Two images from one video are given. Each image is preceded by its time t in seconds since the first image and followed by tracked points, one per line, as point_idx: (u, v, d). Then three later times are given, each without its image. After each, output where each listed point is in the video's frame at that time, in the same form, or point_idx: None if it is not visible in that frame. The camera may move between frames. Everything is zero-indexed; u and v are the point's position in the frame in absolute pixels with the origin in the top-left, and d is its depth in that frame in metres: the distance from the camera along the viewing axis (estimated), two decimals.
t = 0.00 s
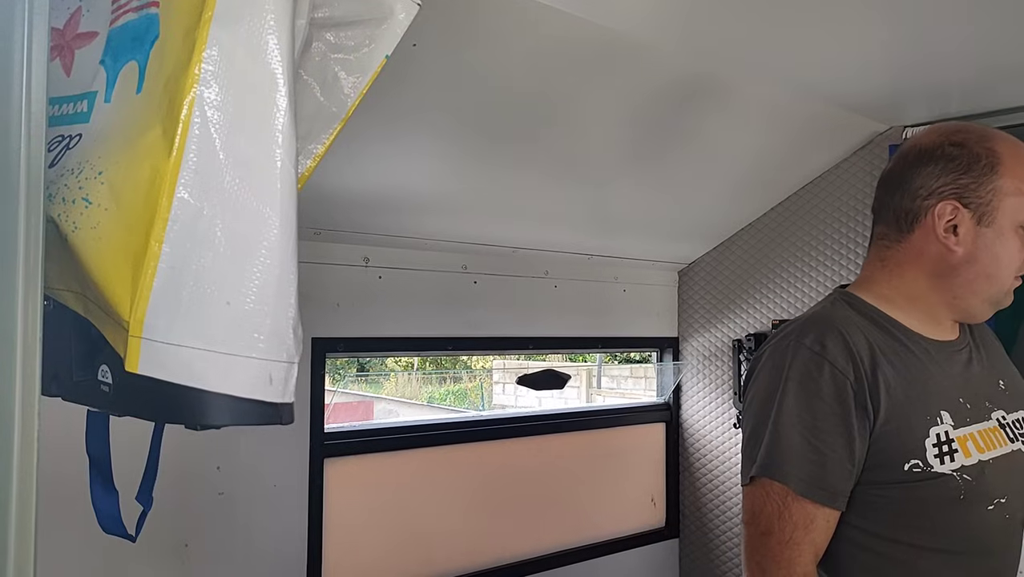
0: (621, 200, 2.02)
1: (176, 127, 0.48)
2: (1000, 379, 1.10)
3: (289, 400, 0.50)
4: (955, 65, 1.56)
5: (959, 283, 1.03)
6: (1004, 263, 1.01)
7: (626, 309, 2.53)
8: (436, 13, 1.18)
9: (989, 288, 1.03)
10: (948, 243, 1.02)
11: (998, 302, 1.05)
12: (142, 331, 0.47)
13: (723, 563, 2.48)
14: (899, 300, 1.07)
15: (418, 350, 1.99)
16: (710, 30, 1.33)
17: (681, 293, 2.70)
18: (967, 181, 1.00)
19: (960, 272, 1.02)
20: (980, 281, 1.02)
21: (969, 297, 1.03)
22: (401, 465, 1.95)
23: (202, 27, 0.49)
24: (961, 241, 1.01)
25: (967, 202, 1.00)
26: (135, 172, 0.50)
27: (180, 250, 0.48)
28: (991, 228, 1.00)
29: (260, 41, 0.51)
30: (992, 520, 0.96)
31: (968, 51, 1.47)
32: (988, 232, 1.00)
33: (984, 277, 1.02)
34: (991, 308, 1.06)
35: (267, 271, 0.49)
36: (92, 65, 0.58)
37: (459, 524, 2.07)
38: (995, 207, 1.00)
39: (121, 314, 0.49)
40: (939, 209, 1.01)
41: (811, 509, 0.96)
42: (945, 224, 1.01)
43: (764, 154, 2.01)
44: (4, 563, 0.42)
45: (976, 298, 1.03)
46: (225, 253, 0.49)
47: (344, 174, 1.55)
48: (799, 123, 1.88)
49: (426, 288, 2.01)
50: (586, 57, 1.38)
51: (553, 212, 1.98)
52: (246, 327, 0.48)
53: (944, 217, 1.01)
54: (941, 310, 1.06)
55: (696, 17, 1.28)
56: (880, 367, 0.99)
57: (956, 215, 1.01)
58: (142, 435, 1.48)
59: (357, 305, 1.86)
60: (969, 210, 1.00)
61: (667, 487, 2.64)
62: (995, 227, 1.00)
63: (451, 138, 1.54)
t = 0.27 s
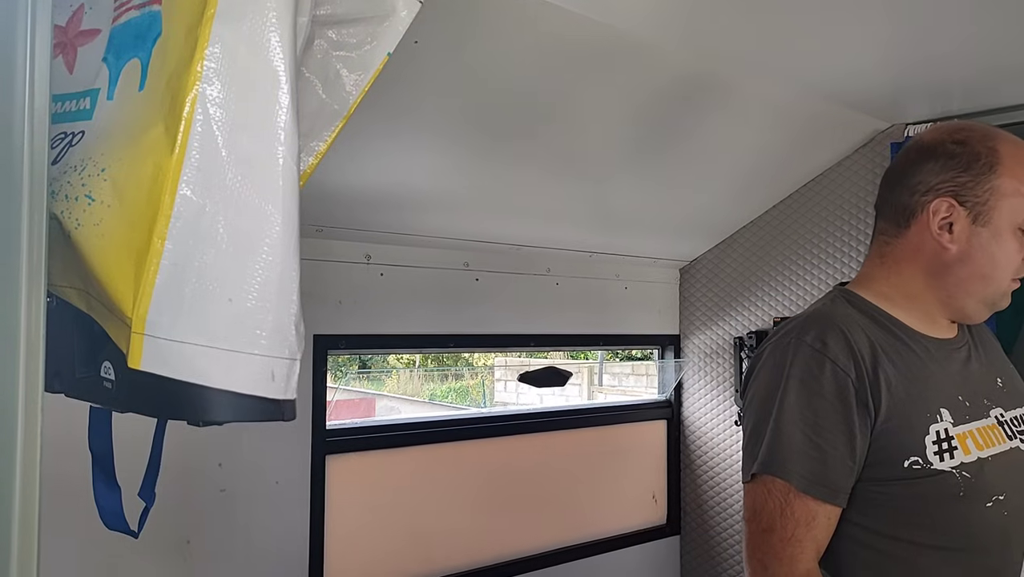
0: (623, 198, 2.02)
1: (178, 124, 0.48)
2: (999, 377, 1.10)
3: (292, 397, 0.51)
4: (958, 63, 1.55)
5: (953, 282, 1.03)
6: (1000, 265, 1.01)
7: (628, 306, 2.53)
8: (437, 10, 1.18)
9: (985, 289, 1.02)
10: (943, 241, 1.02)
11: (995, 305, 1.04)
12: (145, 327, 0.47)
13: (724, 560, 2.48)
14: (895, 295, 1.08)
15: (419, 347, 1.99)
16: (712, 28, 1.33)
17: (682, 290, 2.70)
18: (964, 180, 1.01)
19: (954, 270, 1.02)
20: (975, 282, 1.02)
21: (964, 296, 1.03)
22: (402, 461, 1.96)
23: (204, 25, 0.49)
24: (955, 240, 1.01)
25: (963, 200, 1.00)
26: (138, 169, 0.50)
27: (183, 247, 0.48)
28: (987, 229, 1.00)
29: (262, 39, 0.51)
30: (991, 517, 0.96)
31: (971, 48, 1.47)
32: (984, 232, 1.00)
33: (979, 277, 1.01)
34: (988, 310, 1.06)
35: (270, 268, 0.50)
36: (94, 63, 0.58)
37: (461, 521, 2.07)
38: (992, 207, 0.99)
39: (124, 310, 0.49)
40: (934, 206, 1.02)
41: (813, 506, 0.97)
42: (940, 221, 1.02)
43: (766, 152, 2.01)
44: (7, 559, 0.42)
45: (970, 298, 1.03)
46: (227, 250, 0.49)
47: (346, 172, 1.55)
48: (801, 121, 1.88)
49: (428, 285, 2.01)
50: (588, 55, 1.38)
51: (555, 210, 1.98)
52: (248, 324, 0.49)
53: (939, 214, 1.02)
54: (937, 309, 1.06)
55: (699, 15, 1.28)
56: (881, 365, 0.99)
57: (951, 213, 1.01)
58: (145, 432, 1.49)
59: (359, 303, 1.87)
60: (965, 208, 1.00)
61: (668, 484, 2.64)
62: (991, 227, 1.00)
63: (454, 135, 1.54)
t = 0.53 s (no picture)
0: (623, 197, 2.02)
1: (181, 121, 0.49)
2: (999, 376, 1.10)
3: (294, 393, 0.51)
4: (959, 61, 1.55)
5: (949, 280, 1.03)
6: (997, 263, 1.00)
7: (629, 305, 2.53)
8: (439, 7, 1.18)
9: (982, 287, 1.02)
10: (940, 238, 1.02)
11: (992, 304, 1.04)
12: (149, 324, 0.48)
13: (725, 559, 2.49)
14: (892, 293, 1.08)
15: (420, 346, 1.99)
16: (714, 27, 1.33)
17: (683, 289, 2.70)
18: (960, 177, 1.01)
19: (950, 268, 1.02)
20: (971, 280, 1.01)
21: (961, 295, 1.03)
22: (404, 460, 1.96)
23: (207, 22, 0.49)
24: (951, 237, 1.01)
25: (959, 197, 1.01)
26: (141, 166, 0.50)
27: (186, 244, 0.48)
28: (983, 227, 1.00)
29: (265, 36, 0.51)
30: (990, 515, 0.96)
31: (972, 47, 1.47)
32: (980, 230, 1.00)
33: (975, 275, 1.01)
34: (986, 310, 1.05)
35: (272, 265, 0.50)
36: (97, 60, 0.58)
37: (462, 520, 2.07)
38: (988, 205, 0.99)
39: (127, 307, 0.50)
40: (930, 203, 1.02)
41: (813, 502, 0.96)
42: (936, 218, 1.02)
43: (767, 151, 2.01)
44: (10, 555, 0.43)
45: (967, 296, 1.03)
46: (230, 246, 0.49)
47: (348, 170, 1.55)
48: (803, 119, 1.88)
49: (429, 284, 2.01)
50: (590, 54, 1.38)
51: (556, 209, 1.98)
52: (251, 321, 0.49)
53: (934, 211, 1.02)
54: (934, 307, 1.06)
55: (700, 13, 1.28)
56: (882, 363, 0.99)
57: (947, 210, 1.01)
58: (147, 430, 1.49)
59: (361, 302, 1.87)
60: (961, 206, 1.01)
61: (669, 483, 2.64)
62: (988, 226, 1.00)
63: (455, 134, 1.54)
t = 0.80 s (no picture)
0: (623, 198, 2.01)
1: (183, 120, 0.49)
2: (999, 375, 1.09)
3: (295, 393, 0.50)
4: (959, 61, 1.55)
5: (943, 278, 1.03)
6: (991, 262, 1.00)
7: (630, 306, 2.53)
8: (439, 8, 1.18)
9: (977, 285, 1.01)
10: (934, 235, 1.03)
11: (990, 304, 1.03)
12: (150, 323, 0.48)
13: (726, 560, 2.48)
14: (888, 291, 1.08)
15: (421, 346, 1.99)
16: (714, 27, 1.33)
17: (684, 289, 2.70)
18: (952, 174, 1.02)
19: (944, 266, 1.02)
20: (966, 279, 1.01)
21: (956, 294, 1.02)
22: (404, 461, 1.96)
23: (208, 21, 0.49)
24: (944, 234, 1.02)
25: (952, 194, 1.01)
26: (142, 165, 0.50)
27: (186, 242, 0.48)
28: (976, 225, 1.00)
29: (265, 35, 0.51)
30: (989, 515, 0.96)
31: (973, 47, 1.47)
32: (973, 227, 1.00)
33: (969, 274, 1.01)
34: (986, 309, 1.04)
35: (274, 264, 0.50)
36: (98, 58, 0.58)
37: (463, 520, 2.07)
38: (981, 203, 0.99)
39: (128, 306, 0.50)
40: (924, 200, 1.03)
41: (810, 500, 0.96)
42: (929, 215, 1.03)
43: (768, 151, 2.00)
44: (11, 554, 0.42)
45: (963, 294, 1.02)
46: (231, 245, 0.49)
47: (349, 171, 1.55)
48: (803, 120, 1.88)
49: (429, 285, 2.01)
50: (590, 54, 1.38)
51: (556, 209, 1.98)
52: (251, 320, 0.49)
53: (927, 208, 1.03)
54: (930, 306, 1.06)
55: (701, 13, 1.28)
56: (881, 361, 0.99)
57: (939, 208, 1.02)
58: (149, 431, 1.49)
59: (361, 302, 1.87)
60: (954, 203, 1.01)
61: (670, 484, 2.64)
62: (981, 223, 0.99)
63: (456, 134, 1.54)
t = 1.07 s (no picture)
0: (623, 199, 2.01)
1: (185, 127, 0.49)
2: (1001, 379, 1.09)
3: (296, 399, 0.50)
4: (959, 64, 1.55)
5: (923, 272, 1.03)
6: (969, 252, 0.99)
7: (630, 307, 2.53)
8: (440, 12, 1.18)
9: (958, 277, 1.00)
10: (908, 229, 1.05)
11: (981, 299, 1.00)
12: (152, 329, 0.48)
13: (727, 562, 2.48)
14: (876, 290, 1.09)
15: (421, 348, 1.99)
16: (714, 30, 1.33)
17: (684, 290, 2.70)
18: (921, 171, 1.05)
19: (922, 261, 1.03)
20: (946, 271, 1.01)
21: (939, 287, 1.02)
22: (404, 462, 1.96)
23: (210, 27, 0.49)
24: (917, 228, 1.04)
25: (920, 189, 1.04)
26: (144, 171, 0.50)
27: (188, 249, 0.48)
28: (946, 215, 1.01)
29: (267, 41, 0.51)
30: (988, 519, 0.96)
31: (973, 49, 1.47)
32: (942, 218, 1.01)
33: (948, 266, 1.00)
34: (979, 306, 1.01)
35: (274, 270, 0.50)
36: (100, 65, 0.58)
37: (463, 522, 2.07)
38: (947, 194, 1.02)
39: (130, 312, 0.50)
40: (897, 197, 1.07)
41: (809, 503, 0.96)
42: (902, 211, 1.06)
43: (768, 153, 2.00)
44: (13, 560, 0.42)
45: (946, 288, 1.01)
46: (232, 252, 0.49)
47: (349, 173, 1.55)
48: (803, 122, 1.88)
49: (430, 286, 2.01)
50: (590, 57, 1.38)
51: (557, 211, 1.98)
52: (252, 327, 0.49)
53: (899, 206, 1.06)
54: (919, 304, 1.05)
55: (702, 16, 1.27)
56: (880, 365, 0.99)
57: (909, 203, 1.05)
58: (149, 433, 1.49)
59: (362, 304, 1.87)
60: (923, 197, 1.04)
61: (670, 486, 2.64)
62: (952, 214, 1.00)
63: (456, 137, 1.54)
